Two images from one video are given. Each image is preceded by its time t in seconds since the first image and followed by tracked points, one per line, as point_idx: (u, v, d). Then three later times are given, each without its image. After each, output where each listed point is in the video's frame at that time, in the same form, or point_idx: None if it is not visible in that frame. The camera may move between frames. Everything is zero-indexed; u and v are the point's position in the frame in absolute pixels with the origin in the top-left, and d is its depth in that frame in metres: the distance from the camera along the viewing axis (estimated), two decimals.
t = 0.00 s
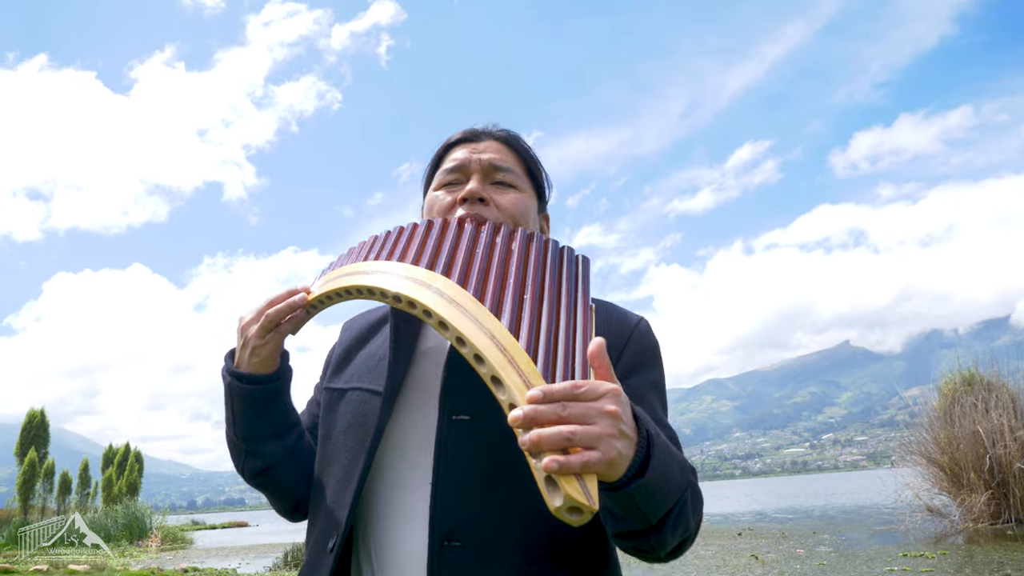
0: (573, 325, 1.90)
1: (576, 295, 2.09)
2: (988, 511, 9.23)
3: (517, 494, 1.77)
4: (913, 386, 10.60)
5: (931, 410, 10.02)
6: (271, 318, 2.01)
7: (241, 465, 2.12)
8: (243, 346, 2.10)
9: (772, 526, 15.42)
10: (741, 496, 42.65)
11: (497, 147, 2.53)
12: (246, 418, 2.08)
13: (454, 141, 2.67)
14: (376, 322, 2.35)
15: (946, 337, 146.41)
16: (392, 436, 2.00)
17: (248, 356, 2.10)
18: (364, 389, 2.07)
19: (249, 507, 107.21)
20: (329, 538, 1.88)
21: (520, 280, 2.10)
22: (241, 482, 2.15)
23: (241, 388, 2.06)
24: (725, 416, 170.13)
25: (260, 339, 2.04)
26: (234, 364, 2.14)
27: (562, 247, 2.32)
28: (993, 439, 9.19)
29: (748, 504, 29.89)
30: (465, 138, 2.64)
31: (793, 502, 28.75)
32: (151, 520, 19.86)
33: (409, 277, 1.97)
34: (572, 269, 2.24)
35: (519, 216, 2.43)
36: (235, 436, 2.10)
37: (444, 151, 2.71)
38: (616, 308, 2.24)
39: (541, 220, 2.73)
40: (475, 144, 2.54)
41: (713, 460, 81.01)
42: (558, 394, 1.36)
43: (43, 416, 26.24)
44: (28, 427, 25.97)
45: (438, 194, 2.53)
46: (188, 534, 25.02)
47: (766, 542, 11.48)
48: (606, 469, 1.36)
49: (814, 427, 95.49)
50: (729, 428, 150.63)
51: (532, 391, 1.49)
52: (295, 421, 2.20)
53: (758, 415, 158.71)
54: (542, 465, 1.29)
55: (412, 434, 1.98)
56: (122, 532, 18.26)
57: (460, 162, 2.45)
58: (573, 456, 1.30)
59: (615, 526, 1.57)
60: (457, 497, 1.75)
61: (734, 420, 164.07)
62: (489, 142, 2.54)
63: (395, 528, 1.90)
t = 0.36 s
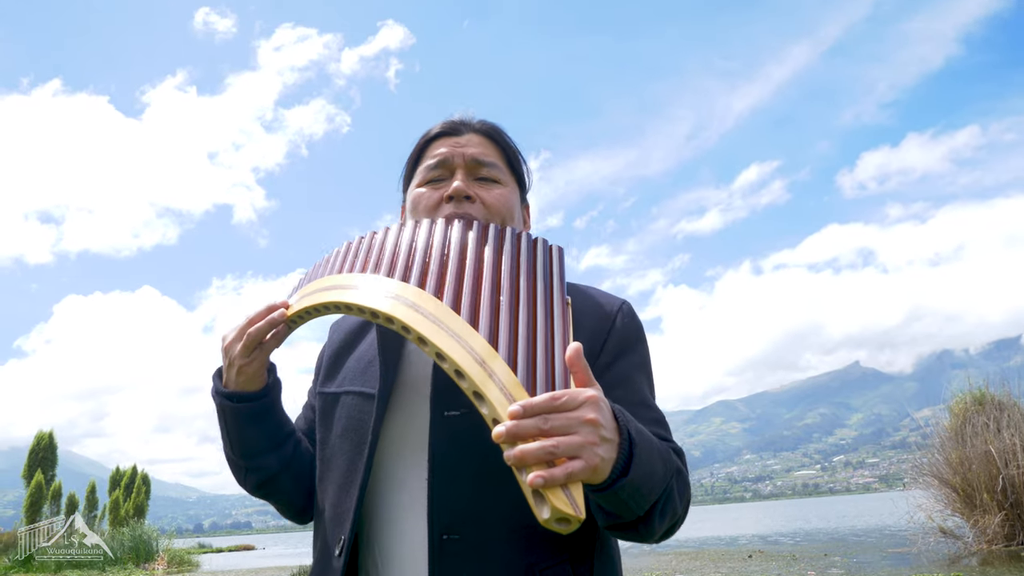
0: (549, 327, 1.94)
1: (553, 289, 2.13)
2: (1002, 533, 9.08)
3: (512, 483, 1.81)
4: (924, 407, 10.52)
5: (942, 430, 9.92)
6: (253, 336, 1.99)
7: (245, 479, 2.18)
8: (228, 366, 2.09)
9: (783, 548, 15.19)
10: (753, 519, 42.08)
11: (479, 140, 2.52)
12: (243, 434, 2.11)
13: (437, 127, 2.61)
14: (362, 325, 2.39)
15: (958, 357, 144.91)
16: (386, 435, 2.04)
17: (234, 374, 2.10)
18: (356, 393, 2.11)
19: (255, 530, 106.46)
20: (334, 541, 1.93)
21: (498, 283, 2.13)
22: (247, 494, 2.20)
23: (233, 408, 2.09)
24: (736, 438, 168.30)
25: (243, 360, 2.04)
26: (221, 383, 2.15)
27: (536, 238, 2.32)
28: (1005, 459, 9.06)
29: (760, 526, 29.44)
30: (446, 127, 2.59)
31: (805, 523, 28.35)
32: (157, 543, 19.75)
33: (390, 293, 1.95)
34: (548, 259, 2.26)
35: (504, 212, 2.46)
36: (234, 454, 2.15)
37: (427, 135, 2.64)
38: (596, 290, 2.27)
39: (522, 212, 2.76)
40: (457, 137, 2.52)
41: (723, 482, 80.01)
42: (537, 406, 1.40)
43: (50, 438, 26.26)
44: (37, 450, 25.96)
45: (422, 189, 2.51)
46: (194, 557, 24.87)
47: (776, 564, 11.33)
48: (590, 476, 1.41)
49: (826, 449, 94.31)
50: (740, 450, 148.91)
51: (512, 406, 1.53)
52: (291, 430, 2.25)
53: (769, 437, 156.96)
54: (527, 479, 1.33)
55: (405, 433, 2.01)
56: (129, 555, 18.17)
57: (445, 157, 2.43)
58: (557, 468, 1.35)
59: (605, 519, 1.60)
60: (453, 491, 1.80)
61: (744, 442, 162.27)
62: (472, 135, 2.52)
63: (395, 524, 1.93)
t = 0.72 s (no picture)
0: (537, 321, 1.96)
1: (541, 280, 2.14)
2: (1014, 550, 8.91)
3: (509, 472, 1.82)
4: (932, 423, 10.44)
5: (951, 445, 9.82)
6: (244, 335, 2.00)
7: (243, 474, 2.20)
8: (222, 364, 2.10)
9: (793, 566, 15.00)
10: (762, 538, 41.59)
11: (482, 137, 2.54)
12: (239, 431, 2.13)
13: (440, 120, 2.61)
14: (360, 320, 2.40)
15: (968, 374, 143.49)
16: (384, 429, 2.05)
17: (228, 373, 2.11)
18: (354, 386, 2.13)
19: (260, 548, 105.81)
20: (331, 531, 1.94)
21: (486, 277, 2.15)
22: (246, 489, 2.22)
23: (228, 406, 2.11)
24: (744, 456, 166.73)
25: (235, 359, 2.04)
26: (216, 381, 2.16)
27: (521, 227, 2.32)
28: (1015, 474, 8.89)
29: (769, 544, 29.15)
30: (449, 122, 2.59)
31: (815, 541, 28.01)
32: (163, 560, 19.67)
33: (381, 289, 1.96)
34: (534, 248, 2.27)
35: (507, 208, 2.48)
36: (231, 450, 2.17)
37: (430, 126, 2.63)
38: (588, 282, 2.28)
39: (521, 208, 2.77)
40: (460, 133, 2.53)
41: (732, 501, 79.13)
42: (526, 401, 1.40)
43: (56, 455, 26.26)
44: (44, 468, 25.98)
45: (424, 183, 2.51)
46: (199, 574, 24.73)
47: None
48: (578, 467, 1.42)
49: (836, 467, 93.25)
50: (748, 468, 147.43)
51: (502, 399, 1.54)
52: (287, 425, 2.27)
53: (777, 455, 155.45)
54: (516, 474, 1.35)
55: (403, 426, 2.02)
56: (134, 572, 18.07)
57: (448, 152, 2.45)
58: (545, 462, 1.36)
59: (595, 508, 1.62)
60: (452, 481, 1.81)
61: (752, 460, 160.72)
62: (475, 131, 2.53)
63: (392, 515, 1.93)
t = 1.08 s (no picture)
0: (559, 302, 1.99)
1: (562, 267, 2.18)
2: None
3: (510, 456, 1.83)
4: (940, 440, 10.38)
5: (959, 461, 9.74)
6: (272, 306, 2.09)
7: (252, 446, 2.25)
8: (247, 333, 2.19)
9: None
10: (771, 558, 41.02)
11: (431, 126, 2.72)
12: (255, 400, 2.20)
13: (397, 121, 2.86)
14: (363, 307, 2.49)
15: (978, 392, 142.14)
16: (386, 415, 2.08)
17: (252, 341, 2.20)
18: (356, 373, 2.19)
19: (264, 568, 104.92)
20: (335, 515, 1.97)
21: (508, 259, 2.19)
22: (253, 463, 2.27)
23: (248, 373, 2.18)
24: (752, 475, 165.01)
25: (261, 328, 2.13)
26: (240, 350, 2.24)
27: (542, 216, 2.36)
28: None
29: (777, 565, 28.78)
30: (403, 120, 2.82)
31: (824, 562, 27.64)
32: None
33: (403, 266, 1.99)
34: (557, 240, 2.30)
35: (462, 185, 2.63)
36: (245, 418, 2.23)
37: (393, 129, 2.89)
38: (586, 270, 2.29)
39: (497, 183, 2.88)
40: (410, 129, 2.75)
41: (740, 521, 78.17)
42: (546, 374, 1.43)
43: (62, 472, 26.24)
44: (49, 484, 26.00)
45: (386, 184, 2.77)
46: None
47: None
48: (595, 442, 1.45)
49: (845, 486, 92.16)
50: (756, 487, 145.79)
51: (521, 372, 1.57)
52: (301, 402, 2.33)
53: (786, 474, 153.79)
54: (534, 445, 1.37)
55: (404, 412, 2.06)
56: None
57: (398, 149, 2.68)
58: (563, 433, 1.39)
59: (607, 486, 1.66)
60: (453, 466, 1.82)
61: (760, 479, 159.01)
62: (424, 123, 2.72)
63: (397, 498, 1.98)
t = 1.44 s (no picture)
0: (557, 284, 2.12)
1: (562, 254, 2.34)
2: None
3: (505, 449, 1.93)
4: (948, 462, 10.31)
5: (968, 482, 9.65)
6: (276, 304, 2.24)
7: (254, 448, 2.35)
8: (251, 332, 2.33)
9: None
10: None
11: (422, 136, 2.89)
12: (259, 399, 2.32)
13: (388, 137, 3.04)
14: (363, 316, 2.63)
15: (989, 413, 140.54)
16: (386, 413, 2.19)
17: (256, 342, 2.34)
18: (357, 376, 2.32)
19: None
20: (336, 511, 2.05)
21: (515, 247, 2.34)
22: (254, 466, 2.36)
23: (253, 371, 2.32)
24: (760, 498, 162.94)
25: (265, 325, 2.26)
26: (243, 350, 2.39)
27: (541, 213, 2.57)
28: None
29: None
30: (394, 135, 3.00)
31: None
32: None
33: (407, 252, 2.10)
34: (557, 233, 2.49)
35: (456, 188, 2.79)
36: (248, 420, 2.34)
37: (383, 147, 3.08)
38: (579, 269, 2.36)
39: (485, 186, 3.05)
40: (402, 140, 2.93)
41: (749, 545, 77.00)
42: (551, 331, 1.58)
43: (66, 497, 26.17)
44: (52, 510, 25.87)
45: (382, 193, 2.93)
46: None
47: None
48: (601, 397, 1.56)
49: (855, 509, 90.84)
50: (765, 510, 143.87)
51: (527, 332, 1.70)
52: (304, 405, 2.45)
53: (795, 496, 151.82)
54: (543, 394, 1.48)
55: (404, 411, 2.18)
56: None
57: (393, 159, 2.86)
58: (570, 386, 1.50)
59: (611, 458, 1.81)
60: (451, 460, 1.92)
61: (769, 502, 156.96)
62: (415, 133, 2.90)
63: (398, 493, 2.08)
